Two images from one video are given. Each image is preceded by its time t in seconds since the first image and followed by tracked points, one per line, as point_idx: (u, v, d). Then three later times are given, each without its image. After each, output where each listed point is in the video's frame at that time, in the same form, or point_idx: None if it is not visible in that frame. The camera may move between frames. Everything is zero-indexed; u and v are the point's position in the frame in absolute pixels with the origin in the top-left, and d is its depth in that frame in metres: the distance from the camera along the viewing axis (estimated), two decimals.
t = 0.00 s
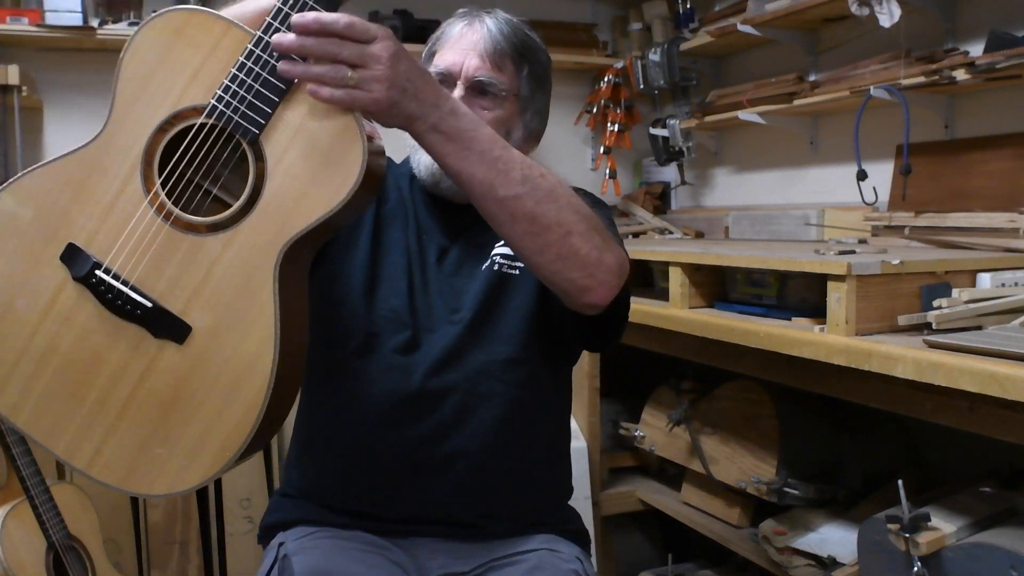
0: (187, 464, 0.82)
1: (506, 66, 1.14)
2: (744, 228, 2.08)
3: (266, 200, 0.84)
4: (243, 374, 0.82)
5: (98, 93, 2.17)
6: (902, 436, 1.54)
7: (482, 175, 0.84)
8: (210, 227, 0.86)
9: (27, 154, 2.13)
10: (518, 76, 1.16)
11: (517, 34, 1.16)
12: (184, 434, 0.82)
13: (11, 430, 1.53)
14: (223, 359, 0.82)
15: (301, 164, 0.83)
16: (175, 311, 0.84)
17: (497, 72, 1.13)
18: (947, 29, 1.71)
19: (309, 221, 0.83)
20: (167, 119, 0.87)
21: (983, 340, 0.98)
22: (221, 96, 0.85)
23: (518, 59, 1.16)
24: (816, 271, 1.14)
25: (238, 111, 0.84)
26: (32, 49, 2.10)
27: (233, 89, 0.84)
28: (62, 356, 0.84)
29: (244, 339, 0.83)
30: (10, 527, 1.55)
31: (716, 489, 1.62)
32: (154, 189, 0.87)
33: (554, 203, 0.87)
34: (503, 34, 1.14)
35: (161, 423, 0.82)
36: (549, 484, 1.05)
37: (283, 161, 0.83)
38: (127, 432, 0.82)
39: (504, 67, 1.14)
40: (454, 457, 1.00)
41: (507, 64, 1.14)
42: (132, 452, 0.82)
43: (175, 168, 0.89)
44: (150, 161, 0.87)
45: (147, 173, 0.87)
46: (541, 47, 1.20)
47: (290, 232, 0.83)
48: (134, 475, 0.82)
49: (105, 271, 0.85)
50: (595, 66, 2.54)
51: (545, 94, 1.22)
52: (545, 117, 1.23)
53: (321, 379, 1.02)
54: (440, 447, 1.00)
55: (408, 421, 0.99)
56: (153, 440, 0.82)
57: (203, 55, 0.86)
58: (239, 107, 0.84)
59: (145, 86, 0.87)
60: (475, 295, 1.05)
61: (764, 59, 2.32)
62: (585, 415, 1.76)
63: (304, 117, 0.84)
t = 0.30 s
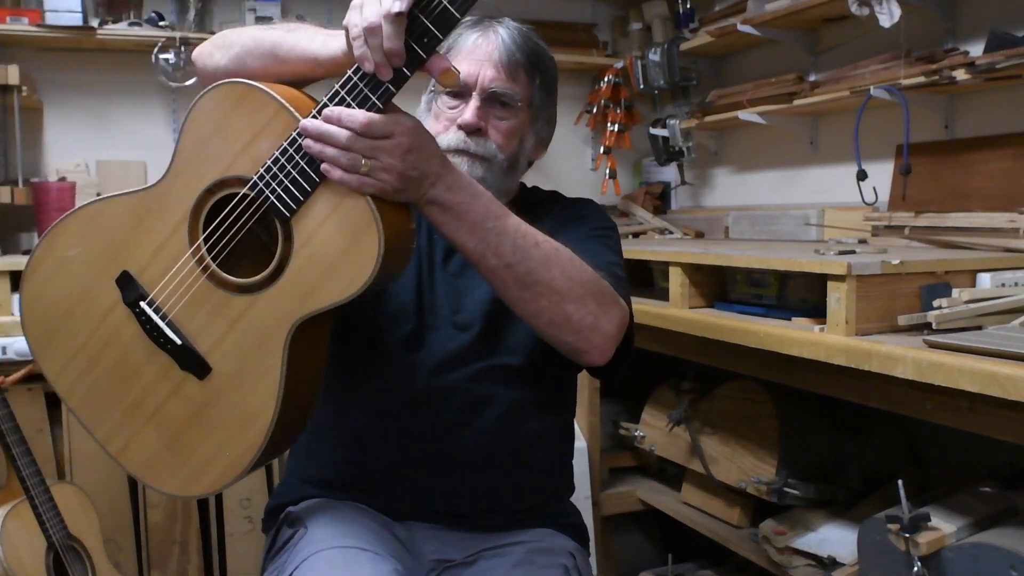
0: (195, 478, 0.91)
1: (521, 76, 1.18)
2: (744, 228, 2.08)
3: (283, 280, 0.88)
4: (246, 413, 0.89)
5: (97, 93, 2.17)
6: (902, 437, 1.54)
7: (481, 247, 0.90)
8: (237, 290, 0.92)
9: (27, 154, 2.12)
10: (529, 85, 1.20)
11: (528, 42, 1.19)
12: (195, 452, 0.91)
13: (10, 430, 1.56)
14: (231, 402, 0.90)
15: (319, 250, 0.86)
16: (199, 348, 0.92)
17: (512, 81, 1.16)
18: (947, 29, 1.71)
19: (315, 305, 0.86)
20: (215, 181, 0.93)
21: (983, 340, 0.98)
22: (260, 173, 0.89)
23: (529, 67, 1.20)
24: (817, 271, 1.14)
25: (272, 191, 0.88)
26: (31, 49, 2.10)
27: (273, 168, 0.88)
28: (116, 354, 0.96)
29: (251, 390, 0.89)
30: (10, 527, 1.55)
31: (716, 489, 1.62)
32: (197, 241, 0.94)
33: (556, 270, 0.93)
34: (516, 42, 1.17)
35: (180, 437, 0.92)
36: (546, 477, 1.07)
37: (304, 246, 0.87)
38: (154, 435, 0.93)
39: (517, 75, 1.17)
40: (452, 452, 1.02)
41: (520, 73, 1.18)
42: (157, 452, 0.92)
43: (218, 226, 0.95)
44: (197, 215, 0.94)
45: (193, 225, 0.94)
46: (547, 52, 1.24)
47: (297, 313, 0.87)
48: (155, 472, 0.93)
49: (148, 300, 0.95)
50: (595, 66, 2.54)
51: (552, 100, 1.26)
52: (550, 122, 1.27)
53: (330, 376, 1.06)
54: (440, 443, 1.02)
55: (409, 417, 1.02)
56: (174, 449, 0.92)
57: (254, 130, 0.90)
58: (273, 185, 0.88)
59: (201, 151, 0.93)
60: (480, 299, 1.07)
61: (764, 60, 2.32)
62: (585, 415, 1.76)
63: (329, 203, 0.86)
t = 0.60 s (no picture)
0: (169, 485, 1.07)
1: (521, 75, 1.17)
2: (744, 228, 2.08)
3: (289, 334, 1.00)
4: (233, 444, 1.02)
5: (98, 93, 2.17)
6: (903, 437, 1.54)
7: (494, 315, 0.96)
8: (251, 327, 1.04)
9: (27, 154, 2.12)
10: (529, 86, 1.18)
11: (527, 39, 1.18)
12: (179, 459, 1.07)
13: (10, 430, 1.58)
14: (222, 428, 1.03)
15: (327, 313, 0.97)
16: (207, 371, 1.07)
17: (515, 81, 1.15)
18: (947, 29, 1.71)
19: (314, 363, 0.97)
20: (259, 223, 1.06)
21: (983, 340, 0.97)
22: (295, 227, 1.00)
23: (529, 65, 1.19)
24: (817, 271, 1.14)
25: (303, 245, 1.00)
26: (32, 49, 2.10)
27: (308, 225, 0.99)
28: (136, 350, 1.14)
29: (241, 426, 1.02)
30: (10, 527, 1.55)
31: (716, 489, 1.62)
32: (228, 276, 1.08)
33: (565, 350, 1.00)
34: (516, 41, 1.16)
35: (174, 442, 1.08)
36: (541, 474, 1.09)
37: (317, 304, 0.98)
38: (154, 432, 1.10)
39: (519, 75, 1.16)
40: (447, 451, 1.06)
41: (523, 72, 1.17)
42: (146, 449, 1.10)
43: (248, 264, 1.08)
44: (236, 248, 1.08)
45: (230, 257, 1.08)
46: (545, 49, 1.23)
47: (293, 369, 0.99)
48: (139, 465, 1.10)
49: (173, 313, 1.11)
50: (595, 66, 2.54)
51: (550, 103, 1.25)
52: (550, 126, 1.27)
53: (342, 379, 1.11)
54: (439, 440, 1.06)
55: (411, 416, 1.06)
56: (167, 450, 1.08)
57: (303, 186, 1.02)
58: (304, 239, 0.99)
59: (252, 191, 1.07)
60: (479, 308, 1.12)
61: (764, 59, 2.32)
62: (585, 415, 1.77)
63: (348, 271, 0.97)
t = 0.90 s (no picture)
0: (150, 503, 1.11)
1: (498, 71, 1.17)
2: (744, 228, 2.08)
3: (317, 374, 1.06)
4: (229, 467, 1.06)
5: (97, 93, 2.17)
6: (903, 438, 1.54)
7: (530, 381, 1.03)
8: (282, 361, 1.11)
9: (27, 153, 2.12)
10: (508, 80, 1.18)
11: (504, 32, 1.18)
12: (172, 473, 1.11)
13: (10, 429, 1.58)
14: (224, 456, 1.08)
15: (355, 362, 1.04)
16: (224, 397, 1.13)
17: (490, 77, 1.16)
18: (947, 29, 1.71)
19: (329, 408, 1.03)
20: (313, 265, 1.15)
21: (983, 340, 0.97)
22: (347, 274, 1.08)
23: (509, 59, 1.19)
24: (817, 271, 1.14)
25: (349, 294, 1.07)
26: (31, 49, 2.10)
27: (361, 273, 1.07)
28: (158, 365, 1.21)
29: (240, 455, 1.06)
30: (10, 527, 1.55)
31: (716, 490, 1.62)
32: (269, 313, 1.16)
33: (588, 416, 1.08)
34: (490, 35, 1.16)
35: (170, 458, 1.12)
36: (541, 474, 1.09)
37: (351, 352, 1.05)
38: (155, 445, 1.15)
39: (496, 69, 1.16)
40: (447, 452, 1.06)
41: (499, 68, 1.17)
42: (141, 460, 1.15)
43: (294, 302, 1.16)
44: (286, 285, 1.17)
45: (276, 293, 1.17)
46: (527, 39, 1.22)
47: (310, 410, 1.04)
48: (131, 475, 1.14)
49: (207, 331, 1.19)
50: (595, 66, 2.54)
51: (536, 92, 1.25)
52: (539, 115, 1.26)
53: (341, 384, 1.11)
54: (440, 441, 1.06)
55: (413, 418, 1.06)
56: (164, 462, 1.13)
57: (362, 237, 1.10)
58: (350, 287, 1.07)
59: (316, 233, 1.17)
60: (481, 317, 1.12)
61: (765, 59, 2.32)
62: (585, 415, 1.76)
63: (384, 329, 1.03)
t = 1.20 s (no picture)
0: (145, 506, 1.12)
1: (493, 71, 1.15)
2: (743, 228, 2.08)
3: (331, 408, 1.04)
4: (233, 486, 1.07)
5: (97, 93, 2.17)
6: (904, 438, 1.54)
7: (546, 434, 1.02)
8: (294, 390, 1.10)
9: (27, 153, 2.12)
10: (504, 80, 1.17)
11: (498, 29, 1.16)
12: (173, 478, 1.12)
13: (10, 429, 1.58)
14: (229, 470, 1.09)
15: (371, 401, 1.01)
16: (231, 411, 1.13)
17: (484, 78, 1.14)
18: (947, 29, 1.71)
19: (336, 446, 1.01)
20: (338, 292, 1.13)
21: (983, 340, 0.97)
22: (379, 306, 1.06)
23: (504, 56, 1.17)
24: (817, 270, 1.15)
25: (377, 324, 1.05)
26: (31, 49, 2.10)
27: (393, 310, 1.04)
28: (163, 364, 1.21)
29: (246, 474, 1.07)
30: (11, 527, 1.55)
31: (716, 490, 1.62)
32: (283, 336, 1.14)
33: (601, 458, 1.08)
34: (483, 34, 1.14)
35: (172, 464, 1.13)
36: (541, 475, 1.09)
37: (364, 388, 1.02)
38: (156, 447, 1.15)
39: (491, 70, 1.15)
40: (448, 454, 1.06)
41: (494, 68, 1.15)
42: (140, 460, 1.15)
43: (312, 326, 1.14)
44: (308, 307, 1.15)
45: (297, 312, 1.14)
46: (523, 33, 1.20)
47: (321, 443, 1.03)
48: (129, 473, 1.15)
49: (223, 339, 1.19)
50: (595, 66, 2.54)
51: (535, 86, 1.23)
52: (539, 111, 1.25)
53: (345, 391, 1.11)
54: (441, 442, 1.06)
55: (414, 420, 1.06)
56: (168, 464, 1.13)
57: (395, 273, 1.08)
58: (380, 318, 1.05)
59: (346, 260, 1.14)
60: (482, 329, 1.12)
61: (765, 59, 2.32)
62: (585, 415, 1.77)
63: (405, 368, 1.01)
